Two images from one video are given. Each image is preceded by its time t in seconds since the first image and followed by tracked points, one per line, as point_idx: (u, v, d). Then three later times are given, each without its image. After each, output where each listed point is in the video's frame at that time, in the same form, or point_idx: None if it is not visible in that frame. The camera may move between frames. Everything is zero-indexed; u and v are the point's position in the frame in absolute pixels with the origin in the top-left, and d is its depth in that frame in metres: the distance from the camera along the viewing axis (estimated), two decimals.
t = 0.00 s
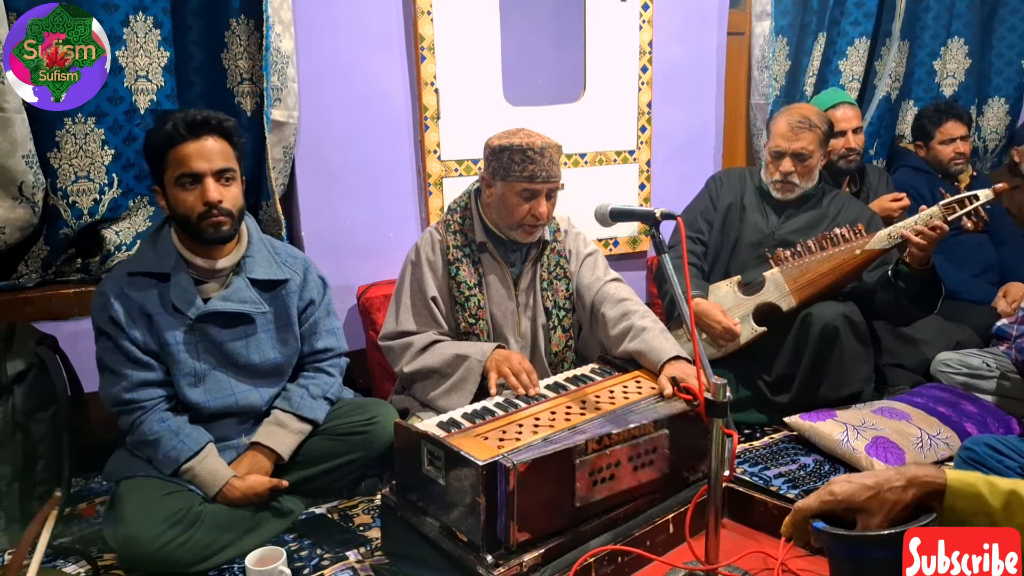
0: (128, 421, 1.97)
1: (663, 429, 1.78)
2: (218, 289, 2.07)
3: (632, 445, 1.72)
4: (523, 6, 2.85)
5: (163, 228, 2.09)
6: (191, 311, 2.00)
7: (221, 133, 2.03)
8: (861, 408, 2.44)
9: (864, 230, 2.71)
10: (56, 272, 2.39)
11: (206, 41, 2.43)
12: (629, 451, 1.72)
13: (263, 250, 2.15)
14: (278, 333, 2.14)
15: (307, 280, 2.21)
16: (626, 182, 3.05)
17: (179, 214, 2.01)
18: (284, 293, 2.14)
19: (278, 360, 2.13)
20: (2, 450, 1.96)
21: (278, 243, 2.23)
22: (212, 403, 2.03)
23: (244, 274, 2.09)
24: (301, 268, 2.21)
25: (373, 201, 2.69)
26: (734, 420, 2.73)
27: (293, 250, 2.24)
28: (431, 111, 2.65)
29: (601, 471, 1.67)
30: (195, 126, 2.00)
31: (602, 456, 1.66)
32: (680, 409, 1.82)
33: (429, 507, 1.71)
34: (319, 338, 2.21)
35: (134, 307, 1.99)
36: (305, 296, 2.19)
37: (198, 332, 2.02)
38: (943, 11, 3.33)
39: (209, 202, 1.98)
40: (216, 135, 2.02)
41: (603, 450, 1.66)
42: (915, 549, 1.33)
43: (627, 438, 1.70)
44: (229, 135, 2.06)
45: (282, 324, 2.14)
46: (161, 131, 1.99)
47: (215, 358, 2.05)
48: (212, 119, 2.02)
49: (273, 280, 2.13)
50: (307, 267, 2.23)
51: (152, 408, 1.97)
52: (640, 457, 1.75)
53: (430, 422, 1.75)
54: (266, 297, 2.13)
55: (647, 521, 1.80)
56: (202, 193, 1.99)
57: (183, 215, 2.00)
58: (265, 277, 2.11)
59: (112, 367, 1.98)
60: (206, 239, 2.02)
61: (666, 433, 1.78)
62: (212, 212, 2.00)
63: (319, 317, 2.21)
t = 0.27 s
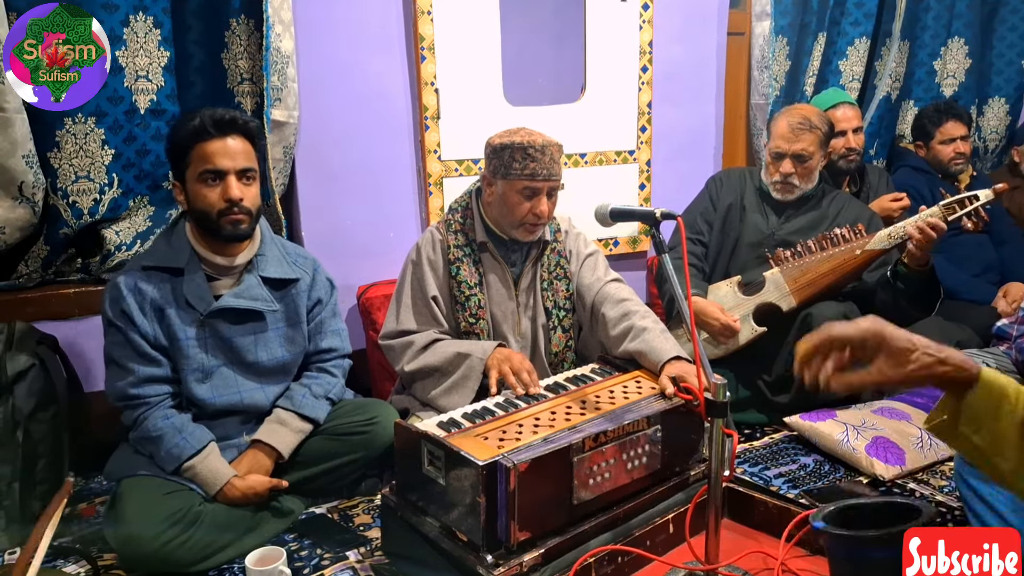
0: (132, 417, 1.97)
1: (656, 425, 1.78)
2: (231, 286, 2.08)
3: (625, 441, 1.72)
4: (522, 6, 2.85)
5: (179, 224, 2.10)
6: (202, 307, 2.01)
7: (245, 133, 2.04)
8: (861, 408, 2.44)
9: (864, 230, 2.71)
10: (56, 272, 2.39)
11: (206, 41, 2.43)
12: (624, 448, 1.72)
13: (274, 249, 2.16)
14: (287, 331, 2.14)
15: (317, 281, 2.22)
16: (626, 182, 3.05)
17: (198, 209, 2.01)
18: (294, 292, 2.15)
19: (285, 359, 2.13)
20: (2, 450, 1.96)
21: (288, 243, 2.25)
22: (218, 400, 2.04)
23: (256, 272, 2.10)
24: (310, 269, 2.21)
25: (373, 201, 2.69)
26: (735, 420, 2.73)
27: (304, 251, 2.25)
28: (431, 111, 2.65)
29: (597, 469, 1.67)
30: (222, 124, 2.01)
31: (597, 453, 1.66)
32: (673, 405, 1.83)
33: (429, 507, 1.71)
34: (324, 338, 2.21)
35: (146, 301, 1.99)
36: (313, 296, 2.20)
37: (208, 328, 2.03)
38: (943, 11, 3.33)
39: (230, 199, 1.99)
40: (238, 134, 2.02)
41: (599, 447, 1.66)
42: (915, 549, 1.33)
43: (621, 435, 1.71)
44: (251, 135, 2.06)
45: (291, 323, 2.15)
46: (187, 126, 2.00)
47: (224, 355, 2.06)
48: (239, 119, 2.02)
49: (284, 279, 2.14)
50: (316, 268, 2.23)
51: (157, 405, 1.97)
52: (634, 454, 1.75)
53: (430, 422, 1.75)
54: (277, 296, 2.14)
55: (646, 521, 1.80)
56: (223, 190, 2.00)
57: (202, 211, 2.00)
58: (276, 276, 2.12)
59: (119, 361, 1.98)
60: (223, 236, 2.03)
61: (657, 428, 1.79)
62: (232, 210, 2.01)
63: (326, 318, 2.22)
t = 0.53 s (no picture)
0: (133, 416, 1.97)
1: (663, 429, 1.77)
2: (233, 285, 2.08)
3: (631, 445, 1.72)
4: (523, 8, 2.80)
5: (181, 222, 2.10)
6: (205, 306, 2.01)
7: (249, 133, 2.04)
8: (862, 408, 2.44)
9: (864, 230, 2.70)
10: (55, 272, 2.39)
11: (206, 41, 2.42)
12: (629, 450, 1.72)
13: (276, 248, 2.16)
14: (289, 330, 2.14)
15: (318, 280, 2.21)
16: (626, 182, 3.05)
17: (201, 208, 2.01)
18: (296, 292, 2.15)
19: (287, 359, 2.13)
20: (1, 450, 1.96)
21: (291, 243, 2.24)
22: (219, 399, 2.03)
23: (259, 272, 2.11)
24: (312, 269, 2.21)
25: (373, 201, 2.69)
26: (735, 420, 2.73)
27: (306, 251, 2.25)
28: (431, 111, 2.65)
29: (600, 471, 1.67)
30: (227, 124, 2.00)
31: (601, 455, 1.66)
32: (680, 408, 1.82)
33: (429, 507, 1.71)
34: (325, 337, 2.21)
35: (149, 299, 1.99)
36: (315, 296, 2.20)
37: (210, 327, 2.03)
38: (943, 11, 3.33)
39: (234, 199, 2.00)
40: (243, 134, 2.02)
41: (603, 449, 1.66)
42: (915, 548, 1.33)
43: (626, 437, 1.70)
44: (255, 136, 2.07)
45: (293, 322, 2.15)
46: (191, 125, 1.99)
47: (226, 354, 2.06)
48: (243, 119, 2.02)
49: (286, 279, 2.14)
50: (318, 268, 2.23)
51: (158, 404, 1.97)
52: (639, 457, 1.75)
53: (430, 422, 1.75)
54: (279, 295, 2.14)
55: (647, 521, 1.80)
56: (227, 189, 2.00)
57: (206, 210, 2.01)
58: (279, 275, 2.12)
59: (121, 360, 1.97)
60: (226, 236, 2.03)
61: (665, 432, 1.78)
62: (235, 210, 2.01)
63: (327, 317, 2.22)
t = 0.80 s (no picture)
0: (129, 421, 1.97)
1: (667, 432, 1.77)
2: (223, 288, 2.08)
3: (634, 447, 1.72)
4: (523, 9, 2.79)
5: (168, 227, 2.09)
6: (195, 310, 2.00)
7: (230, 133, 2.03)
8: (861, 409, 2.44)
9: (864, 230, 2.71)
10: (55, 272, 2.39)
11: (206, 41, 2.43)
12: (633, 453, 1.72)
13: (267, 250, 2.16)
14: (281, 332, 2.14)
15: (311, 281, 2.21)
16: (626, 182, 3.05)
17: (186, 213, 2.01)
18: (288, 293, 2.15)
19: (281, 360, 2.13)
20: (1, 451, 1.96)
21: (281, 243, 2.24)
22: (215, 402, 2.03)
23: (249, 274, 2.10)
24: (304, 269, 2.21)
25: (373, 201, 2.69)
26: (735, 420, 2.73)
27: (297, 251, 2.24)
28: (431, 111, 2.65)
29: (603, 473, 1.67)
30: (206, 126, 2.01)
31: (604, 457, 1.66)
32: (684, 411, 1.81)
33: (428, 507, 1.71)
34: (321, 337, 2.21)
35: (139, 305, 1.99)
36: (308, 296, 2.19)
37: (202, 331, 2.02)
38: (943, 11, 3.33)
39: (215, 202, 1.99)
40: (224, 135, 2.02)
41: (606, 451, 1.66)
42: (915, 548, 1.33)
43: (629, 440, 1.70)
44: (237, 136, 2.06)
45: (285, 324, 2.15)
46: (171, 130, 2.00)
47: (218, 358, 2.06)
48: (223, 120, 2.02)
49: (277, 280, 2.13)
50: (310, 268, 2.23)
51: (153, 408, 1.97)
52: (643, 460, 1.75)
53: (430, 422, 1.75)
54: (271, 297, 2.14)
55: (647, 522, 1.80)
56: (209, 193, 1.99)
57: (190, 214, 2.00)
58: (270, 277, 2.11)
59: (114, 366, 1.98)
60: (212, 239, 2.02)
61: (668, 435, 1.78)
62: (219, 213, 2.00)
63: (322, 317, 2.21)
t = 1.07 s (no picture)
0: (126, 424, 1.97)
1: (669, 433, 1.77)
2: (212, 290, 2.07)
3: (635, 447, 1.71)
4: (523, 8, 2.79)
5: (155, 230, 2.08)
6: (185, 313, 2.00)
7: (208, 134, 2.03)
8: (861, 408, 2.44)
9: (864, 230, 2.71)
10: (55, 272, 2.39)
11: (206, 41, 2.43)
12: (634, 453, 1.72)
13: (257, 250, 2.15)
14: (273, 333, 2.14)
15: (303, 279, 2.20)
16: (626, 182, 3.05)
17: (169, 217, 2.01)
18: (280, 292, 2.14)
19: (274, 360, 2.13)
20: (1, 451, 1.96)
21: (272, 242, 2.24)
22: (210, 403, 2.03)
23: (239, 275, 2.09)
24: (295, 268, 2.20)
25: (373, 201, 2.69)
26: (734, 420, 2.73)
27: (288, 250, 2.24)
28: (431, 111, 2.65)
29: (604, 473, 1.67)
30: (180, 128, 2.00)
31: (605, 458, 1.66)
32: (686, 412, 1.81)
33: (428, 507, 1.71)
34: (316, 337, 2.21)
35: (129, 309, 1.99)
36: (300, 295, 2.19)
37: (194, 333, 2.02)
38: (943, 11, 3.33)
39: (196, 205, 1.98)
40: (202, 136, 2.02)
41: (607, 451, 1.66)
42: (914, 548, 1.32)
43: (630, 440, 1.70)
44: (214, 135, 2.05)
45: (278, 324, 2.14)
46: (147, 135, 1.99)
47: (211, 359, 2.05)
48: (197, 121, 2.02)
49: (267, 279, 2.13)
50: (302, 266, 2.22)
51: (149, 410, 1.97)
52: (644, 460, 1.74)
53: (430, 422, 1.75)
54: (261, 297, 2.13)
55: (647, 521, 1.80)
56: (190, 195, 1.99)
57: (173, 219, 2.00)
58: (259, 277, 2.11)
59: (108, 370, 1.98)
60: (196, 241, 2.02)
61: (670, 436, 1.78)
62: (201, 215, 2.00)
63: (317, 316, 2.21)
